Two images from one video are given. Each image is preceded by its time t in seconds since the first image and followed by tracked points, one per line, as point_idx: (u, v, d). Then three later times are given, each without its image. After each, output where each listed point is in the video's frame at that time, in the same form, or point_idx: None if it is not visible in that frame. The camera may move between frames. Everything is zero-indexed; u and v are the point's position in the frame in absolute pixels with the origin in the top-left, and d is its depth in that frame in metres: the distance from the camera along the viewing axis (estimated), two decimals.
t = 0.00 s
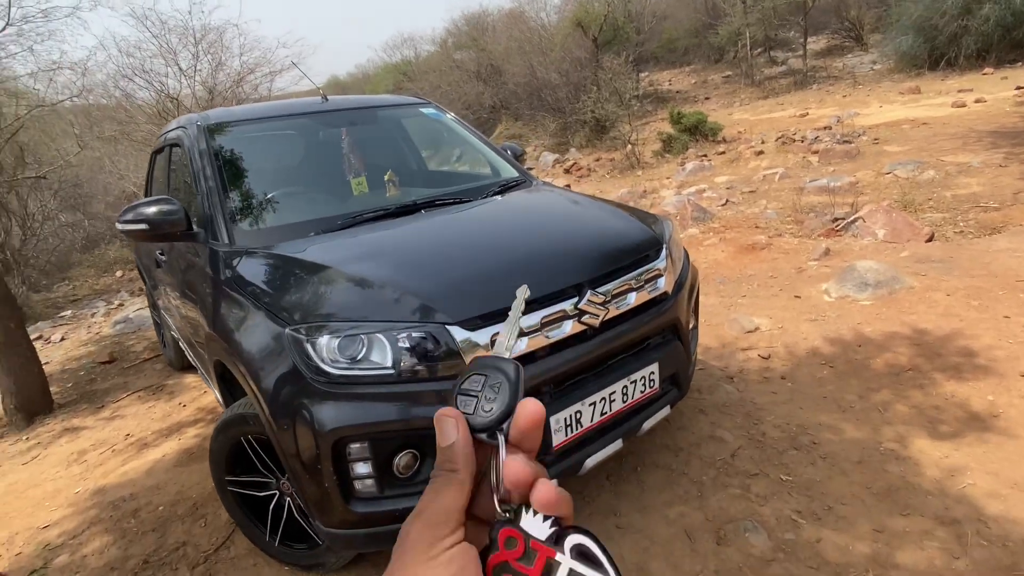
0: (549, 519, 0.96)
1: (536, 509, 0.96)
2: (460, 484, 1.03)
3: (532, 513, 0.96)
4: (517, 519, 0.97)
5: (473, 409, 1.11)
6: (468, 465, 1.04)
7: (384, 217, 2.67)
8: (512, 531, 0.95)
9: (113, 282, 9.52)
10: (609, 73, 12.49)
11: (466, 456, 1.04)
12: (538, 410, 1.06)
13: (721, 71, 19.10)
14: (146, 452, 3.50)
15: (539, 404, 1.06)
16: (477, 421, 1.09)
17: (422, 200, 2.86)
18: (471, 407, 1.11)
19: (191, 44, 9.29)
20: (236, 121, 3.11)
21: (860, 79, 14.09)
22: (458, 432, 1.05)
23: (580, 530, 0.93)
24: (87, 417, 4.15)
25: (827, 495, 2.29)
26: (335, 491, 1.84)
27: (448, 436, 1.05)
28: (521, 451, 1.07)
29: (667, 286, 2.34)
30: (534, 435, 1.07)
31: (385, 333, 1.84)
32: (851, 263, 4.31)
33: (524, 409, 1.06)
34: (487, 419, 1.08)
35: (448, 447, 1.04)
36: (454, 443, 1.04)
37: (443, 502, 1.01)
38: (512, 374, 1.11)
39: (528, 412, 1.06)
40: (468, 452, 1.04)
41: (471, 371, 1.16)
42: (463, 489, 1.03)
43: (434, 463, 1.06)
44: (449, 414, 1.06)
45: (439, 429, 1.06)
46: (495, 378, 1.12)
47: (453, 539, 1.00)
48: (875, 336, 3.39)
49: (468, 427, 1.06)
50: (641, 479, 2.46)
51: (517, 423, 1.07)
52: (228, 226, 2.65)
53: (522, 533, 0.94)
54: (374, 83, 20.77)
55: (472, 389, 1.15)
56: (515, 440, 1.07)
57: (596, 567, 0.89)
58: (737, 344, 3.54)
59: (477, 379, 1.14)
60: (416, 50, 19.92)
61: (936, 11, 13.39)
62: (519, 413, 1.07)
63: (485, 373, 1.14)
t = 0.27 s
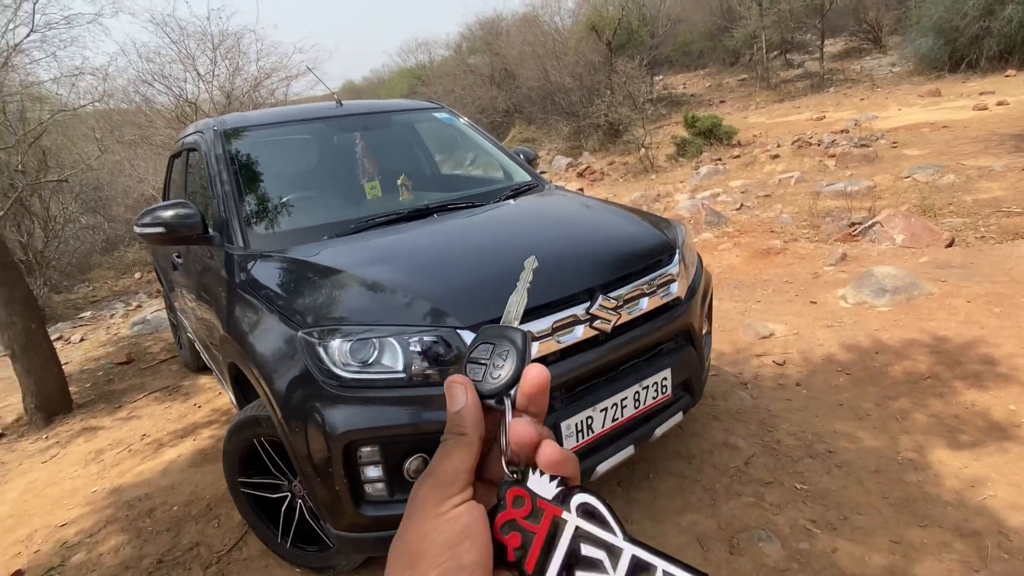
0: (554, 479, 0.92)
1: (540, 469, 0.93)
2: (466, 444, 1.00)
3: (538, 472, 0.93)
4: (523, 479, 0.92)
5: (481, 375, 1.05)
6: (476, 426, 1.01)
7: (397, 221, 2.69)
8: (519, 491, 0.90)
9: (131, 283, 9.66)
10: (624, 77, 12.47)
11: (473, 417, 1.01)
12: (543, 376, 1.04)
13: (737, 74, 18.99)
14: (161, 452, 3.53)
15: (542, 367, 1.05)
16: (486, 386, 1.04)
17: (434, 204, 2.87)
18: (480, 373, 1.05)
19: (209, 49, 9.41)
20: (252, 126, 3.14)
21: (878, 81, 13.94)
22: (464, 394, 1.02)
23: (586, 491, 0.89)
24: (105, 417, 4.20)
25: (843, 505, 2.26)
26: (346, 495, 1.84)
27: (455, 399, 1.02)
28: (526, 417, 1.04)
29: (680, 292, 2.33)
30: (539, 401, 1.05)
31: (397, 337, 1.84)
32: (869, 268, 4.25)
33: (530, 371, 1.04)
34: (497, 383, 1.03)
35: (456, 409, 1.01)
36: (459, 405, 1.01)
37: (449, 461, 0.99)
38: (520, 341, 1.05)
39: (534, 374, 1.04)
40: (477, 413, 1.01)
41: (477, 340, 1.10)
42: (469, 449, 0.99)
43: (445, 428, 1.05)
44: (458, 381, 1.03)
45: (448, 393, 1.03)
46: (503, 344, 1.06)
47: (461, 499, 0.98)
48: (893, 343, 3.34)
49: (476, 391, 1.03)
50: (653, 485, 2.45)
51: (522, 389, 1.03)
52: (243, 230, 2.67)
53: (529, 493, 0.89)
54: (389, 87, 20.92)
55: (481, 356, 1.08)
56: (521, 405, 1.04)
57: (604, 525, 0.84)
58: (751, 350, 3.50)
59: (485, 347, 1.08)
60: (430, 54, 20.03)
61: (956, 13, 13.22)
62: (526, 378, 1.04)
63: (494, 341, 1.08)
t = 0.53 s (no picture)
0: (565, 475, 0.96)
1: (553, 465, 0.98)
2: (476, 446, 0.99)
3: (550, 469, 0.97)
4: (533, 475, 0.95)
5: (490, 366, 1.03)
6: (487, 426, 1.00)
7: (407, 226, 2.70)
8: (528, 485, 0.94)
9: (144, 288, 9.76)
10: (632, 84, 12.49)
11: (485, 415, 0.99)
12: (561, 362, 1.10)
13: (746, 81, 18.97)
14: (173, 455, 3.56)
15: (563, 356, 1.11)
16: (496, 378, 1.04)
17: (444, 210, 2.89)
18: (490, 364, 1.03)
19: (222, 58, 9.52)
20: (265, 133, 3.17)
21: (890, 88, 13.88)
22: (480, 392, 1.00)
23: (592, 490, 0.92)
24: (117, 420, 4.24)
25: (854, 512, 2.24)
26: (354, 497, 1.85)
27: (469, 393, 0.99)
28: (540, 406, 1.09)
29: (689, 297, 2.33)
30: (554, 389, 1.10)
31: (406, 341, 1.86)
32: (880, 275, 4.23)
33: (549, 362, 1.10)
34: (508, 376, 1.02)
35: (468, 406, 0.99)
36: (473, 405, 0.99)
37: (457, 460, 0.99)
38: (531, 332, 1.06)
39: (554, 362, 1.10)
40: (489, 413, 0.99)
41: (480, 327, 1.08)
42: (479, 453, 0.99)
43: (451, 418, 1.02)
44: (470, 370, 1.01)
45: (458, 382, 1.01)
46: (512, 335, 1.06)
47: (465, 500, 0.99)
48: (905, 350, 3.32)
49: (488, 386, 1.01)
50: (662, 492, 2.44)
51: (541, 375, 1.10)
52: (255, 235, 2.70)
53: (537, 488, 0.94)
54: (399, 94, 21.06)
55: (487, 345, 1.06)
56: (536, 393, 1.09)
57: (613, 525, 0.88)
58: (761, 356, 3.49)
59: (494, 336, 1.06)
60: (440, 62, 20.17)
61: (968, 19, 13.15)
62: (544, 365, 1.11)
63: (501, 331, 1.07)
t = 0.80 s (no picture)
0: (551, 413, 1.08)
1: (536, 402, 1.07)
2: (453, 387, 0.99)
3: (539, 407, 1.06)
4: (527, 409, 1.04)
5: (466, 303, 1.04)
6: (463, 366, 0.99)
7: (414, 237, 2.73)
8: (525, 418, 1.02)
9: (152, 298, 9.83)
10: (637, 96, 12.56)
11: (460, 355, 0.98)
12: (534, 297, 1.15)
13: (751, 93, 19.03)
14: (180, 465, 3.57)
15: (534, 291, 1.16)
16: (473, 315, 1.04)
17: (451, 221, 2.92)
18: (468, 302, 1.04)
19: (231, 71, 9.64)
20: (274, 145, 3.22)
21: (894, 99, 13.91)
22: (453, 332, 0.97)
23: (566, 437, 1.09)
24: (125, 429, 4.26)
25: (860, 524, 2.24)
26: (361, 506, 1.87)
27: (442, 332, 0.97)
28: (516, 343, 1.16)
29: (694, 307, 2.34)
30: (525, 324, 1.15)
31: (414, 350, 1.87)
32: (886, 286, 4.23)
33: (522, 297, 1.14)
34: (486, 314, 1.05)
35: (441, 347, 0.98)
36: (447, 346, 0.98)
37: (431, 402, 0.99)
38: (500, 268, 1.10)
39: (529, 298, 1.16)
40: (463, 354, 0.98)
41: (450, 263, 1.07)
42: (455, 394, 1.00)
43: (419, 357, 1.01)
44: (444, 308, 0.98)
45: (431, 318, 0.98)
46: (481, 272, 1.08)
47: (442, 439, 1.01)
48: (911, 361, 3.31)
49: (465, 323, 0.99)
50: (668, 503, 2.44)
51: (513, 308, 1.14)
52: (265, 246, 2.73)
53: (531, 422, 1.03)
54: (406, 107, 21.22)
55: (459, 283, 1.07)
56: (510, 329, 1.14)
57: (575, 472, 1.07)
58: (767, 367, 3.49)
59: (467, 273, 1.07)
60: (446, 75, 20.33)
61: (972, 30, 13.19)
62: (516, 301, 1.14)
63: (474, 270, 1.07)
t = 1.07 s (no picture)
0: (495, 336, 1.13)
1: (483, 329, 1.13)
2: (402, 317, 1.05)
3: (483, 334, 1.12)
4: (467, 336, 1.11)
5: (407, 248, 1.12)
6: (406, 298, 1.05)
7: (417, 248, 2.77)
8: (464, 345, 1.09)
9: (155, 310, 9.86)
10: (637, 108, 12.66)
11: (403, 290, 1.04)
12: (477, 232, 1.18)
13: (750, 105, 19.16)
14: (184, 475, 3.59)
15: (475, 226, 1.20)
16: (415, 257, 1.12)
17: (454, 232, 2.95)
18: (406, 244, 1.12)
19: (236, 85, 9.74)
20: (280, 159, 3.27)
21: (893, 111, 14.02)
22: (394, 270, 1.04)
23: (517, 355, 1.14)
24: (129, 440, 4.28)
25: (861, 531, 2.25)
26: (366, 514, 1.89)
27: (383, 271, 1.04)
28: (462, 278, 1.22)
29: (694, 317, 2.37)
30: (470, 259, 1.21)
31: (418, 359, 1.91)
32: (885, 296, 4.26)
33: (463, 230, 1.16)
34: (427, 255, 1.12)
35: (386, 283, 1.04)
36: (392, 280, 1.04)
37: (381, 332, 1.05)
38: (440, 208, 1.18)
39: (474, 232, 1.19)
40: (405, 289, 1.04)
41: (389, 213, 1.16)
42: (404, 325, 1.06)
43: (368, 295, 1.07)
44: (386, 255, 1.04)
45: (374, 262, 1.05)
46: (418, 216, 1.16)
47: (390, 367, 1.07)
48: (911, 371, 3.34)
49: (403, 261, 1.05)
50: (670, 512, 2.45)
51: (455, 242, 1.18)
52: (271, 257, 2.77)
53: (472, 348, 1.10)
54: (408, 119, 21.36)
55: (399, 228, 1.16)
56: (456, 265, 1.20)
57: (530, 388, 1.12)
58: (768, 377, 3.51)
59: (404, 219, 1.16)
60: (447, 88, 20.49)
61: (969, 43, 13.31)
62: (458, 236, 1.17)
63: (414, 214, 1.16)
